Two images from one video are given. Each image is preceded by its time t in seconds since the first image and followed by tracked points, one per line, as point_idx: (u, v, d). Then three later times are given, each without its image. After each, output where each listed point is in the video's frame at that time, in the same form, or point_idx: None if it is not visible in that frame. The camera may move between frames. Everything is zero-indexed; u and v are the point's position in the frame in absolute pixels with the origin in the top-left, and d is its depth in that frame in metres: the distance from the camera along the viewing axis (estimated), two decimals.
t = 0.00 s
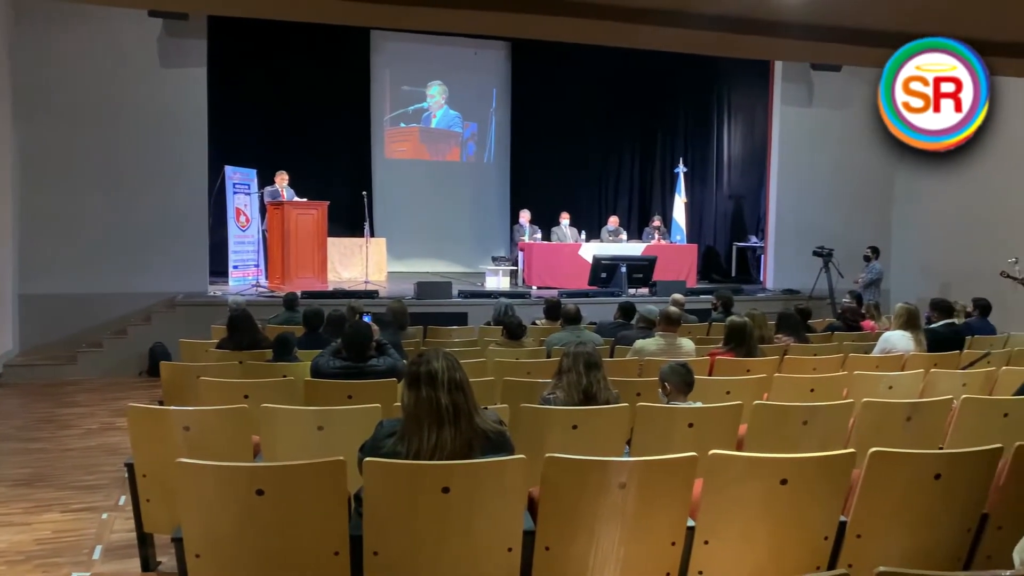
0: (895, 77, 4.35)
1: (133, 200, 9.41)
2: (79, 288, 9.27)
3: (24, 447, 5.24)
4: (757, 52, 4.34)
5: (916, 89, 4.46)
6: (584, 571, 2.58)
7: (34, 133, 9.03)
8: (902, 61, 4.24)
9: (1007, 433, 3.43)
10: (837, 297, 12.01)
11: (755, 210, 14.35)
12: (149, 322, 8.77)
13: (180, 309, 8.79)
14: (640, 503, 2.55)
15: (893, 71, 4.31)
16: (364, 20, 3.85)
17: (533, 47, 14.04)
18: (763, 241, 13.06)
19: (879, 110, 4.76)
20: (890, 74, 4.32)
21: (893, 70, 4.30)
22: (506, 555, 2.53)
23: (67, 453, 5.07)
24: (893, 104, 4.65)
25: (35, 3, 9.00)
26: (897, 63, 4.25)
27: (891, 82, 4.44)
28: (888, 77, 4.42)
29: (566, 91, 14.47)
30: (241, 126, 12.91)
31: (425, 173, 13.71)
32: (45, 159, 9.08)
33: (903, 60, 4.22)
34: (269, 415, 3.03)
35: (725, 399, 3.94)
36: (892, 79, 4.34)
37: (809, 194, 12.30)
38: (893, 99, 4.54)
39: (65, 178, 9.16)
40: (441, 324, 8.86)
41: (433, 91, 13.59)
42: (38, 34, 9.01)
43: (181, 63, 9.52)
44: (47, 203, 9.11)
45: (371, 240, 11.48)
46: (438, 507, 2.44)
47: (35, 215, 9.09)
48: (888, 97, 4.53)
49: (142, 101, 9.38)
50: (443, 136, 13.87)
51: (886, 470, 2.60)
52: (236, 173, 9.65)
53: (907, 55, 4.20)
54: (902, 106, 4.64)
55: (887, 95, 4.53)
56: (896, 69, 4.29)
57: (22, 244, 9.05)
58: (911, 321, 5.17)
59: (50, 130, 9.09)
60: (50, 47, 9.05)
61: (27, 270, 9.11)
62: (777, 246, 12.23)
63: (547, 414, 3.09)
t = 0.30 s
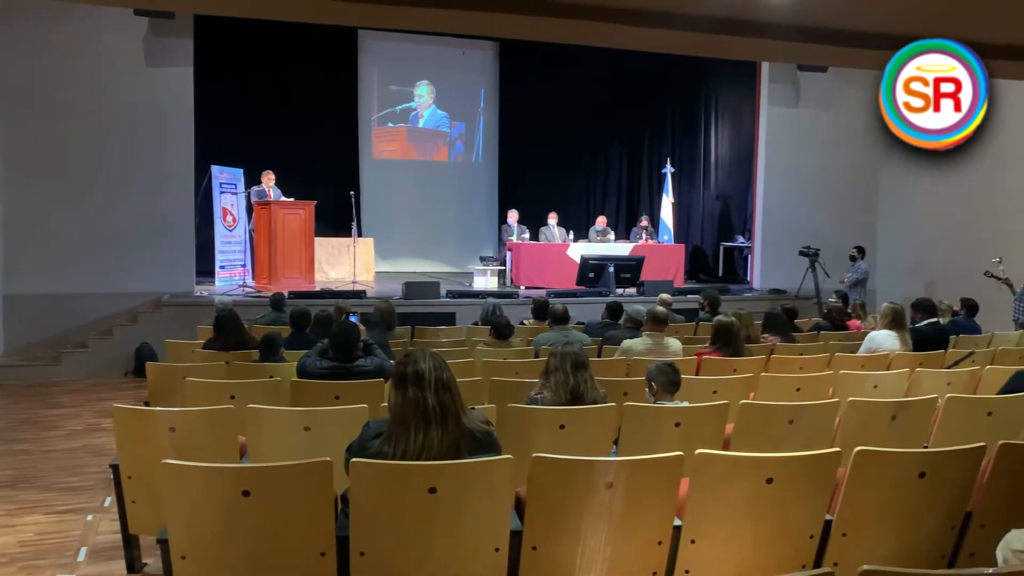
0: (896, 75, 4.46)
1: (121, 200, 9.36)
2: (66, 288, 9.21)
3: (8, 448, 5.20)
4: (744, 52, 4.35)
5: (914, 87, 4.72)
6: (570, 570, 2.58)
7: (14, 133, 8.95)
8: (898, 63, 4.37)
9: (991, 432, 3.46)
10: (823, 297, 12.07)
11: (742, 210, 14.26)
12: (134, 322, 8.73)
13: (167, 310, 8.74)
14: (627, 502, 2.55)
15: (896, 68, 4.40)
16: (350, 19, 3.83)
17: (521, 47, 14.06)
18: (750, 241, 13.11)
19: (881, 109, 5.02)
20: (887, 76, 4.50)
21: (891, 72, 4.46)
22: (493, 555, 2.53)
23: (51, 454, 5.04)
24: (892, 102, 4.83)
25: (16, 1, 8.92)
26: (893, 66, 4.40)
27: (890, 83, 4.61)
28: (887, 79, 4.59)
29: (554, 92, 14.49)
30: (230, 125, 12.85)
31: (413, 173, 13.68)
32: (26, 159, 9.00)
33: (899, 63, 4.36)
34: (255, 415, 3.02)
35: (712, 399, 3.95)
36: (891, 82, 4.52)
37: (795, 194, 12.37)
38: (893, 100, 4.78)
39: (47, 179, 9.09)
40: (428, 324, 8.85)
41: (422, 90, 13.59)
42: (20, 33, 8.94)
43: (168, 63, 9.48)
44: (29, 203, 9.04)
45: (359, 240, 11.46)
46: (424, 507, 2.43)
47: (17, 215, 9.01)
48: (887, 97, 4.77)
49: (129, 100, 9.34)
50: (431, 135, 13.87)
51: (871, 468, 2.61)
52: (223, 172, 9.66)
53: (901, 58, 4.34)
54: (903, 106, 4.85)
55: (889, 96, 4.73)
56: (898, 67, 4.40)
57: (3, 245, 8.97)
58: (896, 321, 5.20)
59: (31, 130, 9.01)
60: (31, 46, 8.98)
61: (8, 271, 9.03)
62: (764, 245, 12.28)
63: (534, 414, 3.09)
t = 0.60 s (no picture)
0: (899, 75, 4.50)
1: (109, 200, 9.31)
2: (53, 288, 9.15)
3: None
4: (731, 53, 4.34)
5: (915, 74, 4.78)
6: (559, 569, 2.59)
7: None
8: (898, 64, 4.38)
9: (976, 431, 3.48)
10: (810, 297, 12.14)
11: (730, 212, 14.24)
12: (122, 323, 8.68)
13: (155, 310, 8.69)
14: (616, 501, 2.56)
15: (896, 70, 4.43)
16: (335, 19, 3.82)
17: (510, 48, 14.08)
18: (738, 241, 13.15)
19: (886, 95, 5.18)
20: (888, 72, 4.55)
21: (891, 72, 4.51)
22: (482, 555, 2.53)
23: (37, 456, 5.01)
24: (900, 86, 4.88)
25: None
26: (893, 68, 4.43)
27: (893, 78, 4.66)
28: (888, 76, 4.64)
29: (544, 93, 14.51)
30: (219, 125, 12.80)
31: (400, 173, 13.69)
32: (10, 159, 8.94)
33: (897, 67, 4.38)
34: (243, 416, 3.01)
35: (700, 399, 3.97)
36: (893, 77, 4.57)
37: (782, 194, 12.44)
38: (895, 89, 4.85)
39: (32, 179, 9.03)
40: (418, 324, 8.84)
41: (410, 90, 13.58)
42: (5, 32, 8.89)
43: (156, 62, 9.44)
44: (14, 203, 8.98)
45: (348, 240, 11.44)
46: (412, 508, 2.43)
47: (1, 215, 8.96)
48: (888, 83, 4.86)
49: (116, 99, 9.28)
50: (421, 136, 13.87)
51: (858, 467, 2.62)
52: (211, 173, 9.63)
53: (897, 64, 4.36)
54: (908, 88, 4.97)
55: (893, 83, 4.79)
56: (900, 68, 4.40)
57: None
58: (883, 321, 5.23)
59: (16, 130, 8.95)
60: (17, 45, 8.92)
61: None
62: (752, 245, 12.34)
63: (522, 414, 3.09)
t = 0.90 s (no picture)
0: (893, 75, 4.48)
1: (98, 202, 9.27)
2: (42, 290, 9.12)
3: None
4: (719, 55, 4.27)
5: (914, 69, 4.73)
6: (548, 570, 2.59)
7: None
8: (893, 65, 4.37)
9: (963, 431, 3.51)
10: (799, 298, 12.22)
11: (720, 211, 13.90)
12: (109, 325, 8.64)
13: (143, 312, 8.66)
14: (605, 503, 2.55)
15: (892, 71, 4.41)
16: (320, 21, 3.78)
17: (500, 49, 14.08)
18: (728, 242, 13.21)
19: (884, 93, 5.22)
20: (886, 72, 4.58)
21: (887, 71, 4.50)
22: (471, 557, 2.53)
23: (25, 459, 4.99)
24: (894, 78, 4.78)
25: None
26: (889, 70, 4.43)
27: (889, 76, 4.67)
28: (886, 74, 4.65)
29: (533, 94, 14.52)
30: (209, 126, 12.76)
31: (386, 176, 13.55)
32: None
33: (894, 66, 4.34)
34: (231, 419, 3.00)
35: (689, 399, 3.98)
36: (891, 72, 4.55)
37: (770, 195, 12.50)
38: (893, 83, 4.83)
39: (17, 181, 8.97)
40: (408, 326, 8.83)
41: (400, 91, 13.48)
42: None
43: (143, 63, 9.39)
44: None
45: (338, 241, 11.43)
46: (401, 510, 2.43)
47: None
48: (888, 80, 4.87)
49: (104, 101, 9.24)
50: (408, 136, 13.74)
51: (845, 468, 2.63)
52: (200, 174, 9.62)
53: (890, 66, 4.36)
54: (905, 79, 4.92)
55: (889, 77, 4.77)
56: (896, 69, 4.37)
57: None
58: (872, 321, 5.25)
59: None
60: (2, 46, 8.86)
61: None
62: (741, 246, 12.40)
63: (512, 416, 3.09)
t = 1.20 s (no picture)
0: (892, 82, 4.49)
1: (87, 204, 9.23)
2: (31, 293, 9.07)
3: None
4: (709, 58, 4.29)
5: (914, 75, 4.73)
6: (538, 572, 2.59)
7: None
8: (891, 73, 4.39)
9: (950, 432, 3.53)
10: (789, 299, 12.27)
11: (709, 212, 14.11)
12: (98, 328, 8.60)
13: (132, 314, 8.61)
14: (594, 504, 2.56)
15: (891, 78, 4.42)
16: (308, 23, 3.76)
17: (490, 51, 14.08)
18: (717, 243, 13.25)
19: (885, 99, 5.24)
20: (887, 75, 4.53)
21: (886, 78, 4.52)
22: (461, 559, 2.53)
23: (12, 462, 4.96)
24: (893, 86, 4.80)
25: None
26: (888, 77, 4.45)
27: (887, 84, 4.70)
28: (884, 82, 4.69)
29: (525, 96, 14.51)
30: (200, 128, 12.72)
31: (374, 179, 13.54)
32: None
33: (893, 72, 4.35)
34: (221, 421, 3.00)
35: (679, 400, 4.00)
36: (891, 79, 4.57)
37: (759, 197, 12.55)
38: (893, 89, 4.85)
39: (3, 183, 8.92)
40: (398, 328, 8.82)
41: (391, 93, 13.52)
42: None
43: (132, 64, 9.36)
44: None
45: (328, 243, 11.42)
46: (390, 513, 2.43)
47: None
48: (888, 86, 4.88)
49: (95, 103, 9.21)
50: (399, 138, 13.74)
51: (834, 468, 2.64)
52: (189, 176, 9.68)
53: (888, 73, 4.38)
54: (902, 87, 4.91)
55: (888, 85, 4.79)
56: (894, 76, 4.38)
57: None
58: (860, 322, 5.27)
59: None
60: None
61: None
62: (730, 248, 12.44)
63: (502, 417, 3.09)
